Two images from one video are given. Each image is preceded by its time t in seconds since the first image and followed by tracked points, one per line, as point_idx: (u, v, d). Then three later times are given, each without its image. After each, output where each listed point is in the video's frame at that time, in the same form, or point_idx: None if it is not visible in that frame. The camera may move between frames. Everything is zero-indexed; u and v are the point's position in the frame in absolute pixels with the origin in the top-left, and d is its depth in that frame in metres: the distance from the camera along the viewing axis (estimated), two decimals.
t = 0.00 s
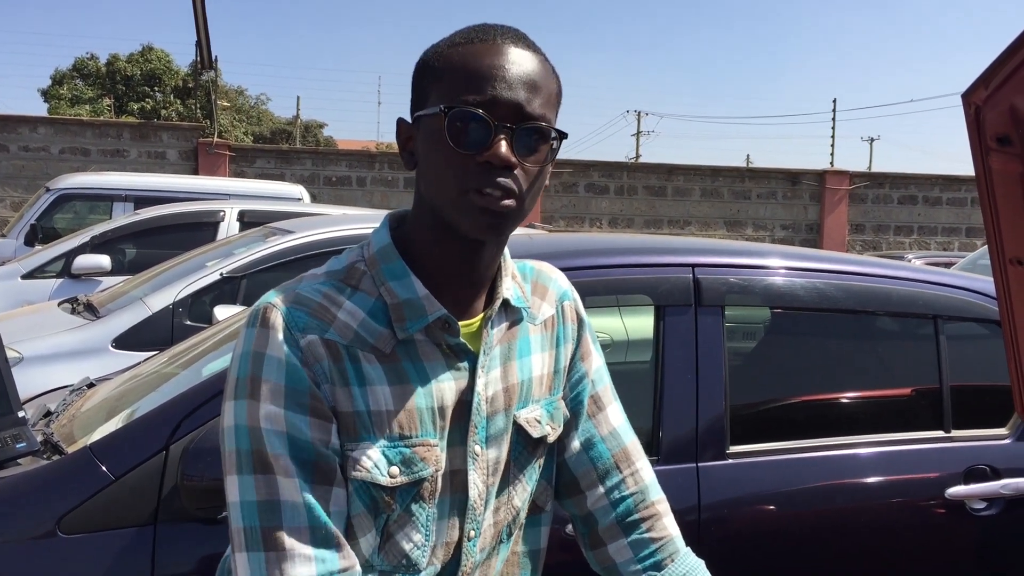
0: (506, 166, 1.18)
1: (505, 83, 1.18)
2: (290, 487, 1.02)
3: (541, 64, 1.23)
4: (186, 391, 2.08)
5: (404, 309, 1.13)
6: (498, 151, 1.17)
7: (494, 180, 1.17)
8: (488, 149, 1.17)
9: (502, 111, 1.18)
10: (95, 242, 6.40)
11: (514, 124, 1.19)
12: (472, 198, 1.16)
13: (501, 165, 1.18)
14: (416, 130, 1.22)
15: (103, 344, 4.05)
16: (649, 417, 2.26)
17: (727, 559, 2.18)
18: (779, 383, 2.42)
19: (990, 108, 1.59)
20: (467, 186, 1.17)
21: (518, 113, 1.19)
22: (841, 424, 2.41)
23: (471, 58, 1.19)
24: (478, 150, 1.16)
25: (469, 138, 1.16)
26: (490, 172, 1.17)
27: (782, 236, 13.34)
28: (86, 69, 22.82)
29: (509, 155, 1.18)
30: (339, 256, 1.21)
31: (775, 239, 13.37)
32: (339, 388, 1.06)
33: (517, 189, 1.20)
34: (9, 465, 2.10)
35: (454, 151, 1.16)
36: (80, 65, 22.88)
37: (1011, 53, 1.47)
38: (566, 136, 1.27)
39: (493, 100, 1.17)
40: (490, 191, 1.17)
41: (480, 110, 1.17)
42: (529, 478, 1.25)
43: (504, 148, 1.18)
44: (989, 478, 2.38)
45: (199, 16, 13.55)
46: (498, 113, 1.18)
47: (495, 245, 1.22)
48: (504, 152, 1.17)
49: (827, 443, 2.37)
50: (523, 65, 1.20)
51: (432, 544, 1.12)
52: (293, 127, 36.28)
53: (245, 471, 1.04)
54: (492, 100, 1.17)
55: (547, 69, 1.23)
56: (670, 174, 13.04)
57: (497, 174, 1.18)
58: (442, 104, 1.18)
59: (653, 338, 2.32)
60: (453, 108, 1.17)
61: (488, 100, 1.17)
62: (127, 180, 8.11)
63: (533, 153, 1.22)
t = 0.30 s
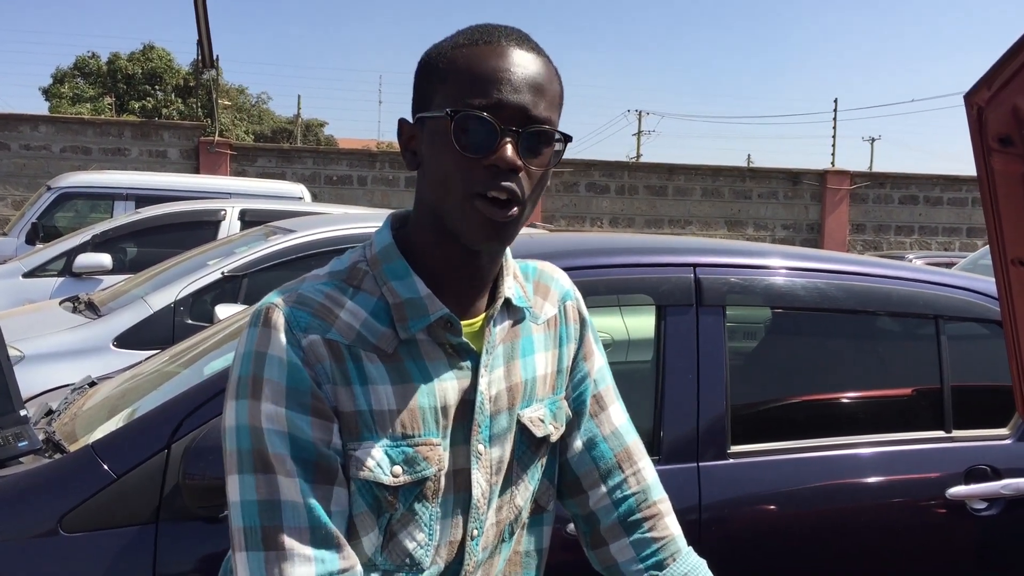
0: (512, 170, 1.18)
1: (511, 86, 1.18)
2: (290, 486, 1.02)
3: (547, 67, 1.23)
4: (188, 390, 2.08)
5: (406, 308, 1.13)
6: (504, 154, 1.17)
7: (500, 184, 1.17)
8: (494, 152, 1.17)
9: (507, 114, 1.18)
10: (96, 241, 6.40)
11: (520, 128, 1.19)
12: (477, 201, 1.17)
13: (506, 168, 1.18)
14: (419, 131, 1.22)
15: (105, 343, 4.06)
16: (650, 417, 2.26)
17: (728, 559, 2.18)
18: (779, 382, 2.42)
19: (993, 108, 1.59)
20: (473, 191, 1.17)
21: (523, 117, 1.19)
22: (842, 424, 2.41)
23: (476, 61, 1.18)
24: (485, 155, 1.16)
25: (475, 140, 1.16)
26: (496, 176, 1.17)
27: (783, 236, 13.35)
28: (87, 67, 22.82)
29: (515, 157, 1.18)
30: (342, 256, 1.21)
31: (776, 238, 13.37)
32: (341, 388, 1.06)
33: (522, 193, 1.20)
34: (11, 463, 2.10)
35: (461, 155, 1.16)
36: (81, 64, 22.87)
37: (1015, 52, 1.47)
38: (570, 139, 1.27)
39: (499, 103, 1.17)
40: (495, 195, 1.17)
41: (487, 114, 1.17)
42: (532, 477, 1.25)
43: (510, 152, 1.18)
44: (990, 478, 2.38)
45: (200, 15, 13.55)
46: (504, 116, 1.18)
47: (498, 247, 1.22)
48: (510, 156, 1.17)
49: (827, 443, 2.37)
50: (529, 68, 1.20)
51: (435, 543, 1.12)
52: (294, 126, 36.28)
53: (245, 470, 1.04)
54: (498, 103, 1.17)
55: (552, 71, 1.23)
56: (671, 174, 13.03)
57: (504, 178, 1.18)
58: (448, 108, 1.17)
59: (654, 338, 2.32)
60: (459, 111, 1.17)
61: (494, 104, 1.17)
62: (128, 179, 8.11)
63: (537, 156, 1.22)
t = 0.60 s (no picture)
0: (518, 154, 1.18)
1: (516, 74, 1.19)
2: (278, 483, 1.03)
3: (549, 59, 1.24)
4: (189, 387, 2.08)
5: (408, 305, 1.13)
6: (510, 138, 1.17)
7: (506, 168, 1.17)
8: (500, 136, 1.16)
9: (513, 100, 1.18)
10: (97, 238, 6.40)
11: (525, 114, 1.19)
12: (483, 184, 1.16)
13: (512, 153, 1.17)
14: (423, 122, 1.22)
15: (106, 340, 4.06)
16: (651, 416, 2.26)
17: (728, 557, 2.18)
18: (780, 381, 2.42)
19: (995, 107, 1.59)
20: (479, 175, 1.16)
21: (529, 104, 1.19)
22: (843, 423, 2.42)
23: (481, 50, 1.19)
24: (491, 138, 1.16)
25: (480, 126, 1.16)
26: (502, 160, 1.17)
27: (784, 235, 13.36)
28: (88, 65, 22.80)
29: (521, 143, 1.18)
30: (344, 253, 1.21)
31: (776, 238, 13.37)
32: (342, 384, 1.07)
33: (527, 179, 1.20)
34: (13, 460, 2.10)
35: (468, 139, 1.16)
36: (82, 62, 22.85)
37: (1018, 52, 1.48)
38: (573, 128, 1.28)
39: (504, 91, 1.18)
40: (501, 178, 1.17)
41: (492, 98, 1.17)
42: (534, 475, 1.25)
43: (517, 136, 1.18)
44: (990, 477, 2.38)
45: (201, 13, 13.55)
46: (509, 103, 1.18)
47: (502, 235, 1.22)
48: (516, 140, 1.17)
49: (828, 442, 2.37)
50: (532, 59, 1.21)
51: (438, 540, 1.12)
52: (294, 124, 36.28)
53: (235, 465, 1.04)
54: (504, 89, 1.18)
55: (555, 62, 1.24)
56: (671, 172, 13.03)
57: (509, 162, 1.18)
58: (453, 93, 1.17)
59: (655, 337, 2.32)
60: (465, 96, 1.17)
61: (499, 90, 1.18)
62: (129, 176, 8.10)
63: (542, 142, 1.22)
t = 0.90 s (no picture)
0: (509, 151, 1.17)
1: (508, 70, 1.18)
2: (281, 480, 1.02)
3: (543, 55, 1.23)
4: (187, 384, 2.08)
5: (407, 301, 1.13)
6: (501, 135, 1.17)
7: (496, 165, 1.17)
8: (492, 134, 1.16)
9: (505, 97, 1.18)
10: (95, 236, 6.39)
11: (517, 111, 1.19)
12: (474, 183, 1.16)
13: (504, 150, 1.17)
14: (418, 119, 1.22)
15: (103, 338, 4.06)
16: (650, 414, 2.26)
17: (726, 556, 2.18)
18: (778, 379, 2.42)
19: (995, 105, 1.59)
20: (470, 172, 1.16)
21: (520, 100, 1.19)
22: (841, 421, 2.41)
23: (473, 47, 1.19)
24: (482, 135, 1.16)
25: (472, 124, 1.16)
26: (493, 157, 1.17)
27: (782, 234, 13.37)
28: (86, 62, 22.78)
29: (512, 140, 1.18)
30: (342, 250, 1.21)
31: (775, 237, 13.37)
32: (342, 380, 1.06)
33: (519, 175, 1.20)
34: (9, 458, 2.10)
35: (459, 136, 1.16)
36: (80, 59, 22.82)
37: (1016, 50, 1.48)
38: (568, 124, 1.27)
39: (496, 87, 1.17)
40: (492, 175, 1.17)
41: (483, 95, 1.16)
42: (532, 471, 1.25)
43: (508, 133, 1.17)
44: (988, 475, 2.39)
45: (200, 10, 13.53)
46: (501, 99, 1.18)
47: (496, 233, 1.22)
48: (507, 138, 1.17)
49: (825, 440, 2.37)
50: (525, 54, 1.21)
51: (438, 536, 1.12)
52: (293, 122, 36.24)
53: (239, 462, 1.04)
54: (495, 86, 1.17)
55: (548, 58, 1.24)
56: (670, 171, 13.03)
57: (500, 159, 1.17)
58: (445, 90, 1.17)
59: (653, 335, 2.32)
60: (456, 92, 1.17)
61: (491, 86, 1.17)
62: (127, 174, 8.09)
63: (535, 139, 1.21)
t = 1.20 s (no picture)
0: (506, 146, 1.17)
1: (506, 65, 1.18)
2: (286, 484, 1.02)
3: (543, 51, 1.23)
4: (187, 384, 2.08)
5: (407, 304, 1.13)
6: (498, 129, 1.17)
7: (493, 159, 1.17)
8: (489, 129, 1.16)
9: (502, 92, 1.18)
10: (95, 235, 6.39)
11: (514, 105, 1.19)
12: (471, 178, 1.16)
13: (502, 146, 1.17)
14: (417, 117, 1.23)
15: (103, 337, 4.06)
16: (649, 413, 2.26)
17: (725, 556, 2.18)
18: (777, 379, 2.42)
19: (995, 104, 1.59)
20: (467, 166, 1.16)
21: (519, 95, 1.19)
22: (840, 421, 2.42)
23: (471, 42, 1.19)
24: (478, 129, 1.16)
25: (468, 119, 1.16)
26: (489, 151, 1.17)
27: (782, 233, 13.37)
28: (86, 62, 22.77)
29: (509, 134, 1.18)
30: (341, 252, 1.21)
31: (774, 236, 13.38)
32: (342, 385, 1.06)
33: (516, 170, 1.20)
34: (8, 457, 2.10)
35: (455, 131, 1.16)
36: (80, 58, 22.81)
37: (1016, 50, 1.47)
38: (568, 120, 1.27)
39: (493, 82, 1.17)
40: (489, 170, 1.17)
41: (481, 89, 1.17)
42: (532, 472, 1.25)
43: (505, 128, 1.18)
44: (988, 475, 2.39)
45: (200, 9, 13.52)
46: (499, 94, 1.18)
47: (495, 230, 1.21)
48: (503, 132, 1.17)
49: (825, 440, 2.37)
50: (524, 50, 1.21)
51: (437, 538, 1.12)
52: (292, 122, 36.24)
53: (241, 467, 1.04)
54: (492, 80, 1.17)
55: (548, 53, 1.24)
56: (670, 171, 13.03)
57: (497, 154, 1.18)
58: (442, 85, 1.17)
59: (653, 334, 2.32)
60: (452, 87, 1.17)
61: (489, 81, 1.17)
62: (127, 173, 8.09)
63: (535, 134, 1.21)
